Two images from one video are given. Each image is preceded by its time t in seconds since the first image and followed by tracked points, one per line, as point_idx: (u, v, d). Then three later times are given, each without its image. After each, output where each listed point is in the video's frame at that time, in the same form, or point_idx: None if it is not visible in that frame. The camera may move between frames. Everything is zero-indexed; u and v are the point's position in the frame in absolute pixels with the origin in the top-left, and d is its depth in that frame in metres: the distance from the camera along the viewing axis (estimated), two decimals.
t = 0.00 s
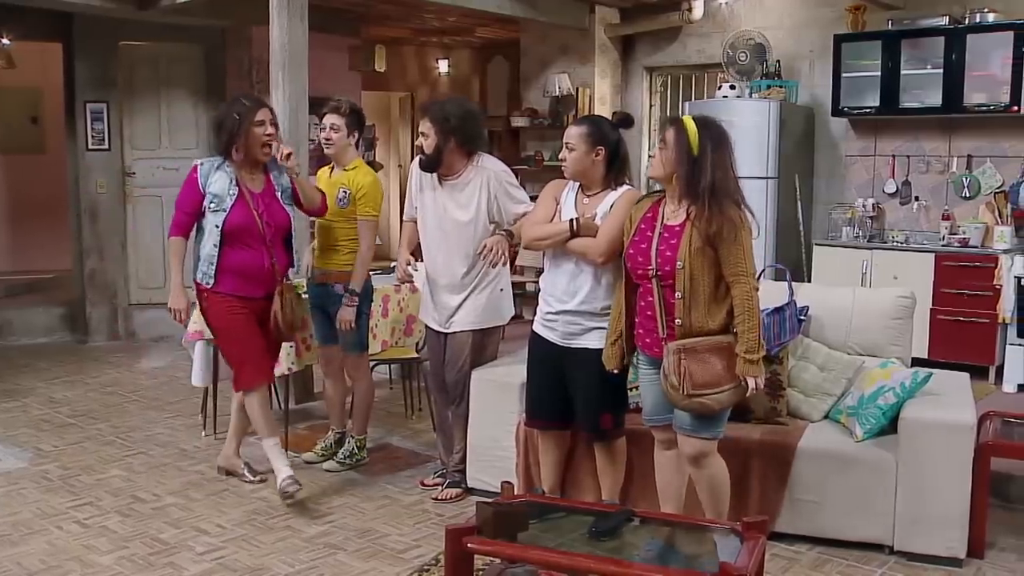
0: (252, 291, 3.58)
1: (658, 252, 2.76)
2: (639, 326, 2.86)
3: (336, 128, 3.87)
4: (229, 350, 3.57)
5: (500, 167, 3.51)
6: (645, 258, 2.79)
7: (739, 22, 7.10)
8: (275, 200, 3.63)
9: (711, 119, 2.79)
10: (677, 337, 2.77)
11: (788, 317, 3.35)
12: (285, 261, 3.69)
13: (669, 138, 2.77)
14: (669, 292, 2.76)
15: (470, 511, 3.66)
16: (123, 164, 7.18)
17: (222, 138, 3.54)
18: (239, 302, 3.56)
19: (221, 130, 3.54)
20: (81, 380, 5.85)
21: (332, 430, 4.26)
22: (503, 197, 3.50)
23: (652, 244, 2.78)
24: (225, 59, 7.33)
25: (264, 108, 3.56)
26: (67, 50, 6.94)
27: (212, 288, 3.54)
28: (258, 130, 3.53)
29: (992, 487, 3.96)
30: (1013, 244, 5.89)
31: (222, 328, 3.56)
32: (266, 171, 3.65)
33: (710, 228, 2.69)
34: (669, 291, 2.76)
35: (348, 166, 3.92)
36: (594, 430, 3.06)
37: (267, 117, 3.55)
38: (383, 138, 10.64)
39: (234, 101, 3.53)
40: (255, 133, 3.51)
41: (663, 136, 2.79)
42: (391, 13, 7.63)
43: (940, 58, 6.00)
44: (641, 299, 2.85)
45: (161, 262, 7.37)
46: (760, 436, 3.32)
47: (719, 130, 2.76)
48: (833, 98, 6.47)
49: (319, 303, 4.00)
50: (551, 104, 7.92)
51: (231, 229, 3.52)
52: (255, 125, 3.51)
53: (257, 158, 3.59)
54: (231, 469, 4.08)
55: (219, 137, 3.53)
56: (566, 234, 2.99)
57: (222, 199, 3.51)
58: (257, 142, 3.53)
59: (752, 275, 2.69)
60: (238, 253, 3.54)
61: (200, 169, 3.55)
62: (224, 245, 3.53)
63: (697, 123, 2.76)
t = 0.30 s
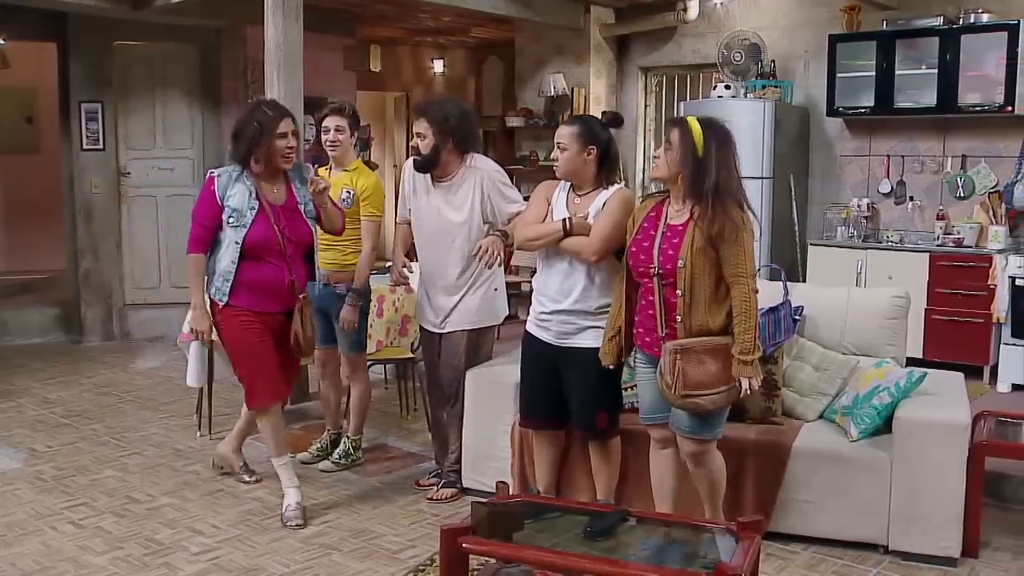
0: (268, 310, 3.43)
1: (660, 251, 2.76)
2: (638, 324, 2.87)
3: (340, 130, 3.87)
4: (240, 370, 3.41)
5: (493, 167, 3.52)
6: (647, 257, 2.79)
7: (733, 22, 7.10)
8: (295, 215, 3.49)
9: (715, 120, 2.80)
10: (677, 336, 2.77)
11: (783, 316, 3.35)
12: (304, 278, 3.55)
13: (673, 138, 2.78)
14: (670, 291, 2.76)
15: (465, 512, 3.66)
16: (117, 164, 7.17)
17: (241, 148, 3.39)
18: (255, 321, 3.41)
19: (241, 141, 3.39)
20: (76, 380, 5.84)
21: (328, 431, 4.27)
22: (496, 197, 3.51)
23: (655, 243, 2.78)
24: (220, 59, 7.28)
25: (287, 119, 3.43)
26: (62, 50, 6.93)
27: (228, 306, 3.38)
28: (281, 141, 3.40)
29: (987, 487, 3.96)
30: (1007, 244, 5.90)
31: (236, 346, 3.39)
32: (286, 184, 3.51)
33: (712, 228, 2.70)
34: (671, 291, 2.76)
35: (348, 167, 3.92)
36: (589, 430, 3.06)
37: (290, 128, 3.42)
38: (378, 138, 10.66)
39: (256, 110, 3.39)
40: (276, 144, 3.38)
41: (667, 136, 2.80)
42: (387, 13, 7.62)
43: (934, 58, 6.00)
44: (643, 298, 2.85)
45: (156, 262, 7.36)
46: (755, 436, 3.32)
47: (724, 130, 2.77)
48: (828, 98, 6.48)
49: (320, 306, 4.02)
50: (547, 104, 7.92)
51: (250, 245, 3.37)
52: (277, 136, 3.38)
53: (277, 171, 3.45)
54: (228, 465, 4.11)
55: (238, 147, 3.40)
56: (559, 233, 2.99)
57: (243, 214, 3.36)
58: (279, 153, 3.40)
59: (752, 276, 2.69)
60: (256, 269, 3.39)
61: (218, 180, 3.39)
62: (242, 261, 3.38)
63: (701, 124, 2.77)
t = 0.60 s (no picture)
0: (283, 296, 3.33)
1: (680, 251, 2.86)
2: (653, 323, 2.95)
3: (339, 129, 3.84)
4: (258, 360, 3.32)
5: (487, 167, 3.50)
6: (666, 257, 2.88)
7: (728, 22, 7.11)
8: (308, 197, 3.38)
9: (728, 121, 2.91)
10: (699, 335, 2.86)
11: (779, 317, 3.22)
12: (317, 262, 3.44)
13: (690, 138, 2.86)
14: (691, 290, 2.86)
15: (461, 512, 3.66)
16: (112, 164, 7.16)
17: (249, 130, 3.27)
18: (272, 308, 3.31)
19: (249, 123, 3.27)
20: (70, 380, 5.83)
21: (323, 432, 4.28)
22: (491, 196, 3.48)
23: (673, 244, 2.88)
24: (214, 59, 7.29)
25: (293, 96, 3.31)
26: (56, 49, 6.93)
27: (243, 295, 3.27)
28: (288, 119, 3.28)
29: (981, 486, 3.97)
30: (1001, 244, 5.91)
31: (252, 337, 3.30)
32: (296, 165, 3.39)
33: (734, 228, 2.81)
34: (692, 290, 2.85)
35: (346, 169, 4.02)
36: (584, 429, 3.06)
37: (296, 106, 3.30)
38: (373, 138, 10.65)
39: (262, 89, 3.27)
40: (284, 123, 3.26)
41: (683, 137, 2.89)
42: (382, 12, 7.62)
43: (929, 58, 6.01)
44: (658, 298, 2.94)
45: (150, 263, 7.34)
46: (750, 435, 3.33)
47: (738, 131, 2.88)
48: (823, 98, 6.49)
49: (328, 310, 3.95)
50: (542, 104, 7.91)
51: (264, 230, 3.26)
52: (283, 114, 3.27)
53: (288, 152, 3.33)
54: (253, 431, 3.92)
55: (245, 130, 3.28)
56: (555, 231, 2.99)
57: (255, 196, 3.23)
58: (288, 132, 3.28)
59: (771, 274, 2.82)
60: (270, 255, 3.28)
61: (228, 162, 3.26)
62: (256, 247, 3.26)
63: (716, 126, 2.87)
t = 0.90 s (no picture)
0: (301, 293, 3.30)
1: (695, 251, 2.88)
2: (664, 323, 2.97)
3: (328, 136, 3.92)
4: (275, 359, 3.30)
5: (479, 165, 3.50)
6: (682, 257, 2.90)
7: (722, 22, 7.12)
8: (320, 191, 3.35)
9: (733, 120, 2.95)
10: (713, 334, 2.88)
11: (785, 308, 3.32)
12: (333, 257, 3.41)
13: (701, 139, 2.88)
14: (706, 289, 2.88)
15: (455, 512, 3.66)
16: (106, 163, 7.14)
17: (258, 125, 3.28)
18: (288, 306, 3.28)
19: (258, 118, 3.27)
20: (64, 380, 5.82)
21: (318, 432, 4.28)
22: (483, 194, 3.48)
23: (687, 243, 2.90)
24: (211, 59, 7.23)
25: (300, 89, 3.31)
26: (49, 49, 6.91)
27: (259, 295, 3.26)
28: (297, 111, 3.28)
29: (975, 485, 3.98)
30: (995, 243, 5.91)
31: (268, 337, 3.28)
32: (306, 160, 3.38)
33: (751, 228, 2.85)
34: (708, 290, 2.87)
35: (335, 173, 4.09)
36: (579, 427, 3.06)
37: (304, 97, 3.30)
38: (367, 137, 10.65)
39: (268, 83, 3.27)
40: (292, 114, 3.26)
41: (693, 137, 2.90)
42: (377, 12, 7.61)
43: (922, 58, 6.02)
44: (671, 297, 2.95)
45: (144, 263, 7.32)
46: (745, 434, 3.34)
47: (746, 130, 2.93)
48: (817, 98, 6.49)
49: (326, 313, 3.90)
50: (536, 104, 7.91)
51: (277, 225, 3.24)
52: (292, 105, 3.27)
53: (298, 146, 3.33)
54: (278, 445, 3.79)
55: (253, 125, 3.28)
56: (551, 229, 2.99)
57: (267, 191, 3.22)
58: (297, 124, 3.28)
59: (784, 274, 2.89)
60: (284, 251, 3.26)
61: (237, 159, 3.25)
62: (270, 244, 3.24)
63: (726, 126, 2.90)
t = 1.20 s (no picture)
0: (323, 305, 3.20)
1: (693, 247, 2.88)
2: (658, 319, 2.98)
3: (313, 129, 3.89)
4: (291, 370, 3.23)
5: (467, 162, 3.51)
6: (679, 253, 2.90)
7: (713, 22, 7.13)
8: (350, 202, 3.23)
9: (728, 118, 2.95)
10: (708, 331, 2.88)
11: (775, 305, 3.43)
12: (360, 270, 3.29)
13: (698, 139, 2.88)
14: (703, 286, 2.88)
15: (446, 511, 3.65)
16: (96, 163, 7.12)
17: (290, 130, 3.16)
18: (308, 318, 3.20)
19: (291, 123, 3.16)
20: (54, 381, 5.80)
21: (309, 431, 4.27)
22: (473, 191, 3.51)
23: (685, 240, 2.90)
24: (199, 59, 7.29)
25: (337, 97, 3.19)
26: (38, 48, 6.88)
27: (280, 305, 3.17)
28: (332, 120, 3.16)
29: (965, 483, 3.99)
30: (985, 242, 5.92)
31: (288, 347, 3.21)
32: (338, 169, 3.25)
33: (750, 226, 2.86)
34: (704, 286, 2.88)
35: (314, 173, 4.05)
36: (569, 426, 3.06)
37: (341, 106, 3.18)
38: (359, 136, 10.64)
39: (306, 89, 3.16)
40: (326, 123, 3.14)
41: (691, 137, 2.90)
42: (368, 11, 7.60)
43: (912, 58, 6.04)
44: (666, 293, 2.96)
45: (134, 262, 7.31)
46: (735, 433, 3.35)
47: (743, 129, 2.93)
48: (808, 98, 6.50)
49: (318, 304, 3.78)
50: (527, 103, 7.90)
51: (302, 236, 3.13)
52: (327, 115, 3.15)
53: (329, 154, 3.21)
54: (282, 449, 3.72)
55: (286, 129, 3.17)
56: (545, 226, 3.00)
57: (294, 201, 3.12)
58: (330, 132, 3.16)
59: (780, 274, 2.90)
60: (308, 262, 3.16)
61: (266, 166, 3.16)
62: (294, 254, 3.15)
63: (723, 125, 2.91)
